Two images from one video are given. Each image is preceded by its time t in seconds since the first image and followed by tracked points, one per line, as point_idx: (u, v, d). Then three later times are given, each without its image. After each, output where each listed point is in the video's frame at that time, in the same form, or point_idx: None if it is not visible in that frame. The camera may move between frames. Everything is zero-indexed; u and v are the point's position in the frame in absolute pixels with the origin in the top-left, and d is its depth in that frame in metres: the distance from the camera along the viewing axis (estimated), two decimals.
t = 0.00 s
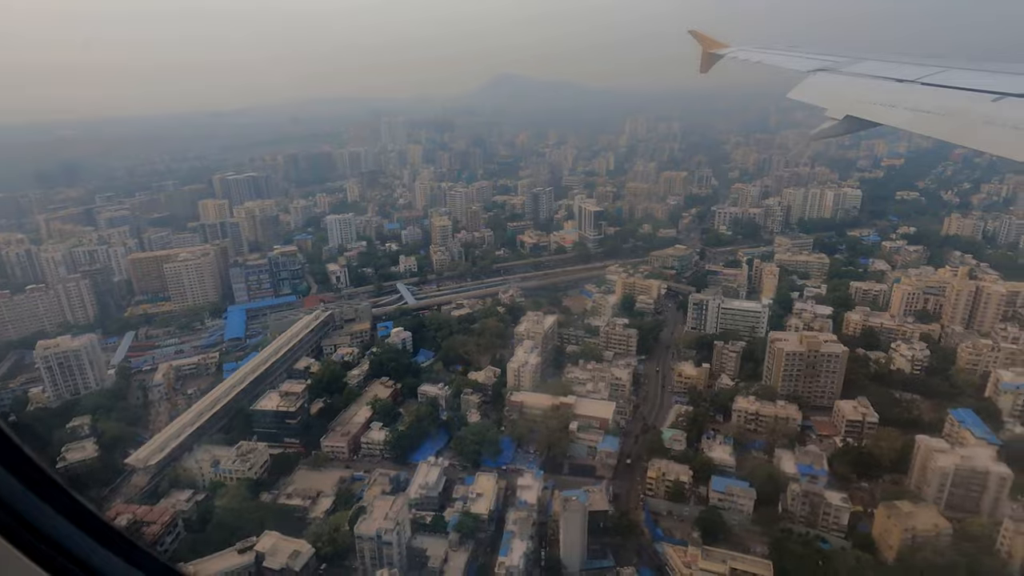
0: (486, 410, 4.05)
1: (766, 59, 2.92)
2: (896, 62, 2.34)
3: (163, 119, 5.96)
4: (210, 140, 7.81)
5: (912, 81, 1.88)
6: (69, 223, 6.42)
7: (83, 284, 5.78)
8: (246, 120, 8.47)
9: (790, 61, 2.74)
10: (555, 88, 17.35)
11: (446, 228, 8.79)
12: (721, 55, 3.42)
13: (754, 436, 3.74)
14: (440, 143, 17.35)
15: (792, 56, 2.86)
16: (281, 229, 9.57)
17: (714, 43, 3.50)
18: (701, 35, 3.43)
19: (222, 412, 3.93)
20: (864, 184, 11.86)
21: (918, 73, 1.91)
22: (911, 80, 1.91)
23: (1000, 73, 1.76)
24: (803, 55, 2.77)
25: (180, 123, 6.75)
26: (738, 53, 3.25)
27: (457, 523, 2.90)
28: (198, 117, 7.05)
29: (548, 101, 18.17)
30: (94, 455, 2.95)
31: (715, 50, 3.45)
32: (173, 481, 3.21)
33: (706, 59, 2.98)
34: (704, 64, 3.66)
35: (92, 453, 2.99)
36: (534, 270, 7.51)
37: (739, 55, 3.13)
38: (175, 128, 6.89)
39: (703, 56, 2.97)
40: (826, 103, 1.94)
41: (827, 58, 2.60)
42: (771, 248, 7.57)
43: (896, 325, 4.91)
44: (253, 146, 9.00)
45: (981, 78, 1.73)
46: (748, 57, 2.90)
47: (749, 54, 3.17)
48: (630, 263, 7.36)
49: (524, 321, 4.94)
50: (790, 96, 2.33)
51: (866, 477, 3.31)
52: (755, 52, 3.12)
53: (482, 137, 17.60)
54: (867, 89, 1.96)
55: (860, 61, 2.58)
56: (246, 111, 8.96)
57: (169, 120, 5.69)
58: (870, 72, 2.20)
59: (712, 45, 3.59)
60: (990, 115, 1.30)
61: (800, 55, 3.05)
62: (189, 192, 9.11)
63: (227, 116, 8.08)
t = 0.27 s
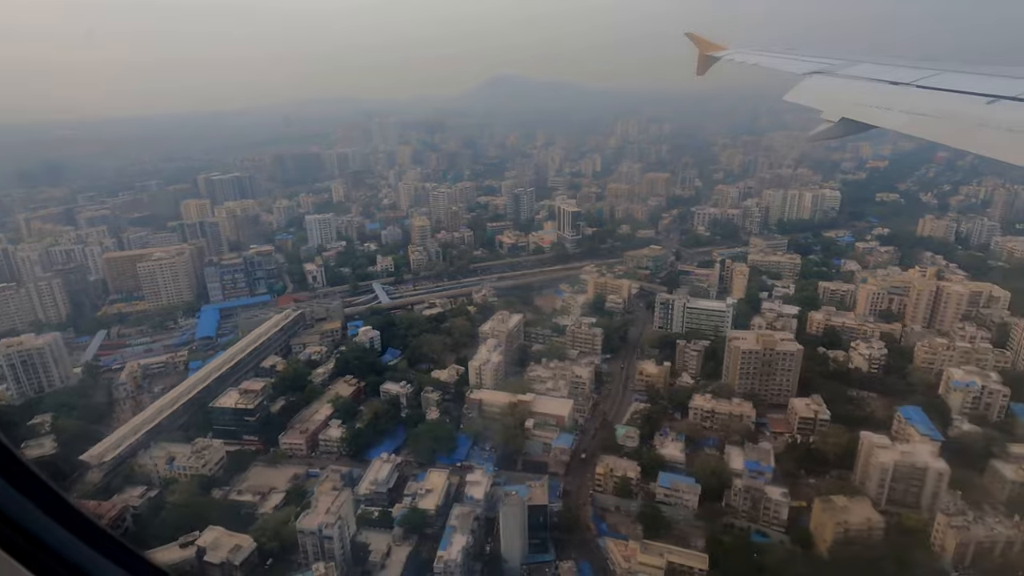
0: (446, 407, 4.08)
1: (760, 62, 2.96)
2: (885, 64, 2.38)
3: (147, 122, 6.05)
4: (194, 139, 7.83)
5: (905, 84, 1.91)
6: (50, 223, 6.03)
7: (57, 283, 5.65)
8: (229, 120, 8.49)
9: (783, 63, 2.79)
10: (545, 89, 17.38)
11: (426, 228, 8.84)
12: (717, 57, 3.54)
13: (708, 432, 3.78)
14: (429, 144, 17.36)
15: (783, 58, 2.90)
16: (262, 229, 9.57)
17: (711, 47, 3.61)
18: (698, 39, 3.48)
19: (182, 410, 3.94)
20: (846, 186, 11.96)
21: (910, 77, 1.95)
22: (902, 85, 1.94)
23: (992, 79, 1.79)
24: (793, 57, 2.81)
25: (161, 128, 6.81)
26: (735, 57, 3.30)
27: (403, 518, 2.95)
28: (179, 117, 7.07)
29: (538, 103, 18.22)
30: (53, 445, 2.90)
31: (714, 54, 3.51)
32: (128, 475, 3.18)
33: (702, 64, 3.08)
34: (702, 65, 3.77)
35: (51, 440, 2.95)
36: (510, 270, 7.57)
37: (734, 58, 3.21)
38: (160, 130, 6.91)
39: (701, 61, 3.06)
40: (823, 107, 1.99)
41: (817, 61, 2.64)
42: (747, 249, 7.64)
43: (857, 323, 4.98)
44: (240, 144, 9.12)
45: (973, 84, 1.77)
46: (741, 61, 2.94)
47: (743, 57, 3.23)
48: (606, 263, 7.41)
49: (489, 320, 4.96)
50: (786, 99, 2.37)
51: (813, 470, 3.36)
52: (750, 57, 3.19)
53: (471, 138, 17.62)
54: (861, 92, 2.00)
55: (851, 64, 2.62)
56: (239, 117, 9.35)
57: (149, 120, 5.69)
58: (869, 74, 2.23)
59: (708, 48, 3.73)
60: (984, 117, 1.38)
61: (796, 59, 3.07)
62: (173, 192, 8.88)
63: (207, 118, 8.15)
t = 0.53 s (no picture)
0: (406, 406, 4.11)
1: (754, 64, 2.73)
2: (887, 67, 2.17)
3: (125, 124, 6.11)
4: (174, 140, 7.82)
5: (903, 85, 1.70)
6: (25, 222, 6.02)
7: (28, 283, 5.57)
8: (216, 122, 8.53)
9: (779, 66, 2.55)
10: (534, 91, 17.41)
11: (404, 228, 8.87)
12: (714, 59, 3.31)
13: (662, 430, 3.82)
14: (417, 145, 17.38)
15: (779, 61, 2.67)
16: (242, 229, 9.59)
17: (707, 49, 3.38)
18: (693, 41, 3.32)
19: (142, 408, 3.94)
20: (826, 188, 12.06)
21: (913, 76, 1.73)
22: (903, 84, 1.73)
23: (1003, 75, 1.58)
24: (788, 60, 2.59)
25: (142, 129, 6.80)
26: (729, 58, 3.07)
27: (346, 513, 2.97)
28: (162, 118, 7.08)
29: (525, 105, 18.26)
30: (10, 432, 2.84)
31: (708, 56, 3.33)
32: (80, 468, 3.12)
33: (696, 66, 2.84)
34: (698, 68, 3.53)
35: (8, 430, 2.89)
36: (487, 271, 7.62)
37: (731, 59, 2.96)
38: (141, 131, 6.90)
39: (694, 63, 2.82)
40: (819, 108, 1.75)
41: (814, 62, 2.42)
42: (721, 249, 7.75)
43: (818, 323, 5.05)
44: (228, 145, 9.12)
45: (972, 81, 1.57)
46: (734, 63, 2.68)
47: (739, 60, 2.98)
48: (581, 264, 7.46)
49: (454, 320, 4.99)
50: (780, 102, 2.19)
51: (759, 467, 3.41)
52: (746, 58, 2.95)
53: (458, 139, 17.66)
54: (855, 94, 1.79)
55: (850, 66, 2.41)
56: (224, 119, 9.44)
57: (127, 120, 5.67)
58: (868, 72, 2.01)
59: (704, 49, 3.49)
60: (980, 122, 1.21)
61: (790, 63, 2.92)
62: (155, 191, 8.80)
63: (191, 119, 8.19)
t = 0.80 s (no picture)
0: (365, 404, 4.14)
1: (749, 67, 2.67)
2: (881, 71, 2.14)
3: (122, 125, 6.25)
4: (159, 140, 7.80)
5: (896, 89, 1.67)
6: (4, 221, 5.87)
7: None
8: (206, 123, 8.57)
9: (774, 68, 2.50)
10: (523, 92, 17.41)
11: (383, 229, 8.89)
12: (709, 63, 3.25)
13: (617, 427, 3.86)
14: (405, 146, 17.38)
15: (772, 64, 2.62)
16: (222, 229, 9.58)
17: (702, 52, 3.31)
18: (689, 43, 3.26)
19: (102, 406, 3.91)
20: (807, 189, 12.15)
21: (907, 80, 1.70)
22: (898, 87, 1.70)
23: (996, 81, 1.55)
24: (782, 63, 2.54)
25: (133, 128, 6.80)
26: (725, 62, 3.01)
27: (291, 509, 3.00)
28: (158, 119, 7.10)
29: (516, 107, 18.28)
30: None
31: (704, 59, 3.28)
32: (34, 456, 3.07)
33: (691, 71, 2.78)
34: (693, 71, 3.46)
35: None
36: (464, 270, 7.67)
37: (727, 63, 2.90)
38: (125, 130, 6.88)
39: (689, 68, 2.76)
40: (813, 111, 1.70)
41: (809, 66, 2.37)
42: (696, 250, 7.83)
43: (780, 321, 5.11)
44: (214, 145, 9.04)
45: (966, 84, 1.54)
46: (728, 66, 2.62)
47: (735, 64, 2.91)
48: (557, 264, 7.50)
49: (419, 319, 5.01)
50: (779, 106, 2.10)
51: (708, 464, 3.47)
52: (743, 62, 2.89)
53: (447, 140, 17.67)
54: (848, 97, 1.75)
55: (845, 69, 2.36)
56: (219, 119, 9.56)
57: (112, 120, 5.63)
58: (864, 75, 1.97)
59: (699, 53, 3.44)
60: (972, 124, 1.17)
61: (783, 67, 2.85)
62: (137, 191, 8.57)
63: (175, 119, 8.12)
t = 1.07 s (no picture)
0: (326, 403, 4.16)
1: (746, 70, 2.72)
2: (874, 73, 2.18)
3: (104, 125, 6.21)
4: (143, 142, 7.80)
5: (891, 92, 1.71)
6: None
7: None
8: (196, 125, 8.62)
9: (771, 72, 2.54)
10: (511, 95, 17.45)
11: (363, 230, 8.91)
12: (705, 65, 3.29)
13: (574, 424, 3.89)
14: (393, 148, 17.40)
15: (768, 67, 2.67)
16: (202, 229, 9.59)
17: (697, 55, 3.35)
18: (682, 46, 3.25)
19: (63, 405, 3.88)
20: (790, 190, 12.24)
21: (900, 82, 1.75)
22: (891, 90, 1.75)
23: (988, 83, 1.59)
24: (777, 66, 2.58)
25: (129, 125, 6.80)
26: (721, 64, 3.05)
27: (238, 507, 3.02)
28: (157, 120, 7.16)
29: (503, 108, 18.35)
30: None
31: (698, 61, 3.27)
32: None
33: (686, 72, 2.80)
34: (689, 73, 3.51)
35: None
36: (442, 270, 7.72)
37: (720, 66, 2.94)
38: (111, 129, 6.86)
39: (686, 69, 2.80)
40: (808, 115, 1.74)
41: (805, 70, 2.39)
42: (672, 251, 7.89)
43: (744, 320, 5.17)
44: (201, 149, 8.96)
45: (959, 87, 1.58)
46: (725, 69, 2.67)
47: (730, 66, 2.95)
48: (533, 264, 7.54)
49: (385, 318, 5.03)
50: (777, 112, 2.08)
51: (661, 461, 3.48)
52: (737, 64, 2.93)
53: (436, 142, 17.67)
54: (842, 100, 1.80)
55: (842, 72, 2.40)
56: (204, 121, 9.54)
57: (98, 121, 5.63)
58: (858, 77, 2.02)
59: (695, 55, 3.48)
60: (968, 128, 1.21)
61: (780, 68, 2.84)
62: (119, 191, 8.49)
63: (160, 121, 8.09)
